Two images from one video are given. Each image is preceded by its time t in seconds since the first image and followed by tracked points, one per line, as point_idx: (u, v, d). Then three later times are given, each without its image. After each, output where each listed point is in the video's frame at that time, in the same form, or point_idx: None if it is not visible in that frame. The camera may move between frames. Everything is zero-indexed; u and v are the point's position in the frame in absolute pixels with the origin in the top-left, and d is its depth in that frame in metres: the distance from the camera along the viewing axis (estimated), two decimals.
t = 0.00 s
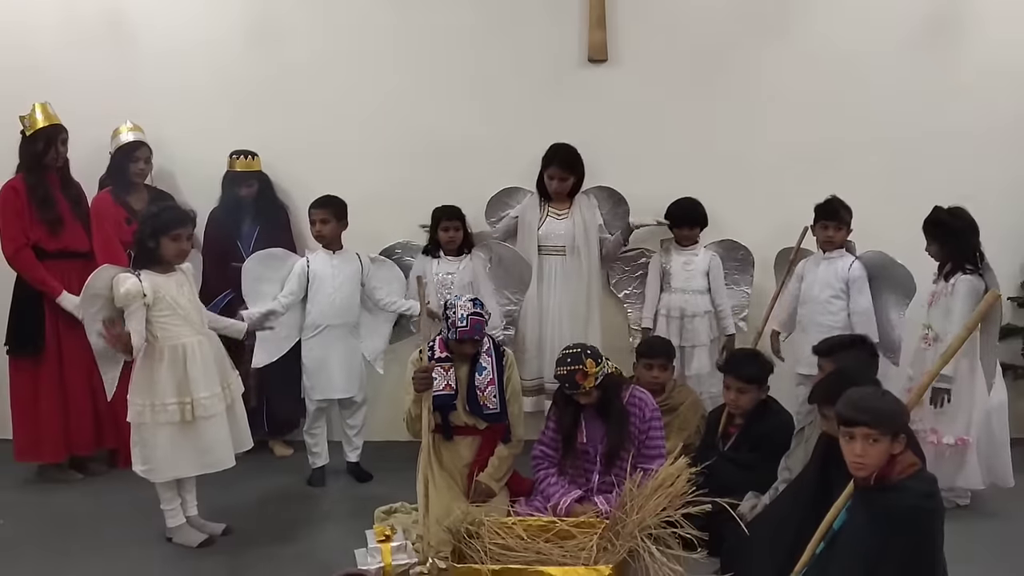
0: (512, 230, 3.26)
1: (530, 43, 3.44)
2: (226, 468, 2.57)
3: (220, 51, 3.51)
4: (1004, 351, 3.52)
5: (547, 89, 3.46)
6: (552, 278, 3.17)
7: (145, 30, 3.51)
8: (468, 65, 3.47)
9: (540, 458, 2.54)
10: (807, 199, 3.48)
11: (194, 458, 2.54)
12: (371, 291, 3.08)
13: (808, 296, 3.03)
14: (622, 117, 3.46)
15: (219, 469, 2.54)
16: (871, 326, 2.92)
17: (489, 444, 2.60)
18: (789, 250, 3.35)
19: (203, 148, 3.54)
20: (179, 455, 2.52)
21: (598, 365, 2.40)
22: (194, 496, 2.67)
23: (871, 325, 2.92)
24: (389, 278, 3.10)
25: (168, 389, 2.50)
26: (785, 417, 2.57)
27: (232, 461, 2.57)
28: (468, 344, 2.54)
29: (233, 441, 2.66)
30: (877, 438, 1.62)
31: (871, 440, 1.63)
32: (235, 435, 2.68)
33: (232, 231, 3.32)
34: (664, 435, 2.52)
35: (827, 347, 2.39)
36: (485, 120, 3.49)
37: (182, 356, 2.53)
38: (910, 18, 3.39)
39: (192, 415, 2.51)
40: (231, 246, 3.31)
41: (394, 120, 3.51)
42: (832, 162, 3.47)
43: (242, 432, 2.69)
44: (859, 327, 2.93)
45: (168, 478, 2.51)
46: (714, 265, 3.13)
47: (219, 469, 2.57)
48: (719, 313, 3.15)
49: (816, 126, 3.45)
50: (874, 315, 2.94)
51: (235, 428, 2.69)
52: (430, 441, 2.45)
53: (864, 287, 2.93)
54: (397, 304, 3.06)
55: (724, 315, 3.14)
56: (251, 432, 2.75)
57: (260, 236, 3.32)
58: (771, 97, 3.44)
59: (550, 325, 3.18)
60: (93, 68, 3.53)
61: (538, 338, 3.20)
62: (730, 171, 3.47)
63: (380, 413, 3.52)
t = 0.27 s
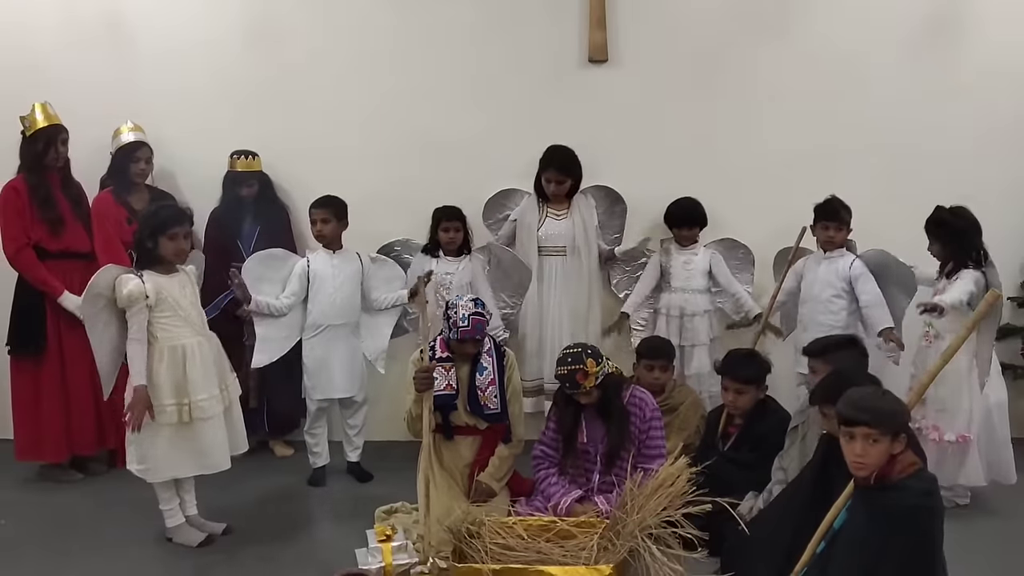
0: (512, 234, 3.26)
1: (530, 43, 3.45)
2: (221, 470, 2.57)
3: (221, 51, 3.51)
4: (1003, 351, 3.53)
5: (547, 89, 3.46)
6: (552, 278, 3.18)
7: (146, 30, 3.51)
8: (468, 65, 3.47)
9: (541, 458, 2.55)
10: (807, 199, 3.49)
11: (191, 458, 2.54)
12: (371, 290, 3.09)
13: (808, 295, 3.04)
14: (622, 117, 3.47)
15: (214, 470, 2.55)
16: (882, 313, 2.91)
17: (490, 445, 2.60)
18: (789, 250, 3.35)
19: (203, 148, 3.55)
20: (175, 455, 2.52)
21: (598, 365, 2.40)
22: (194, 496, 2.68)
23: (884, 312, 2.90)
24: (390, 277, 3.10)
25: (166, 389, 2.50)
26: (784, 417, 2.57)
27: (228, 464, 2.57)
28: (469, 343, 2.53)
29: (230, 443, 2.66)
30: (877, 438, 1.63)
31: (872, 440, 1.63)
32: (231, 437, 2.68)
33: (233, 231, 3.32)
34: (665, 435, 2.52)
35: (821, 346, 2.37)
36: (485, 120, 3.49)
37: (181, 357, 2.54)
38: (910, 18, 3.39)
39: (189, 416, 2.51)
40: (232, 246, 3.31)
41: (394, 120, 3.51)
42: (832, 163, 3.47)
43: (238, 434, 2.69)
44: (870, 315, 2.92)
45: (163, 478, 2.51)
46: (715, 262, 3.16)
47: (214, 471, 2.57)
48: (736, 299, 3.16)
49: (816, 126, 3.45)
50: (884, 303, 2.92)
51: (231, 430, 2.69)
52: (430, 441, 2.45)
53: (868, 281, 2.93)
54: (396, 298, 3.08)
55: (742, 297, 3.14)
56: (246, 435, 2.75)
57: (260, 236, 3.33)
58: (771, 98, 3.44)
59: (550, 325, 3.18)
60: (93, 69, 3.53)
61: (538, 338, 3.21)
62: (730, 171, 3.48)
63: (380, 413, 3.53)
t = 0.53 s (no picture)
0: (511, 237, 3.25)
1: (530, 44, 3.45)
2: (214, 471, 2.57)
3: (221, 51, 3.51)
4: (1003, 351, 3.53)
5: (547, 89, 3.47)
6: (551, 278, 3.18)
7: (146, 31, 3.52)
8: (468, 66, 3.47)
9: (541, 458, 2.55)
10: (807, 199, 3.49)
11: (183, 459, 2.54)
12: (371, 291, 3.09)
13: (807, 296, 3.04)
14: (623, 117, 3.47)
15: (206, 471, 2.55)
16: (866, 326, 2.93)
17: (490, 445, 2.60)
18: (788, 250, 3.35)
19: (204, 149, 3.55)
20: (168, 454, 2.52)
21: (598, 364, 2.40)
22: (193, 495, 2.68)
23: (868, 325, 2.93)
24: (389, 277, 3.11)
25: (160, 388, 2.51)
26: (783, 417, 2.57)
27: (220, 467, 2.58)
28: (470, 343, 2.53)
29: (224, 444, 2.66)
30: (873, 436, 1.64)
31: (869, 438, 1.64)
32: (226, 437, 2.68)
33: (233, 231, 3.32)
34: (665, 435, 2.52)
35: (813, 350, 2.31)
36: (485, 121, 3.49)
37: (178, 357, 2.54)
38: (909, 19, 3.39)
39: (182, 417, 2.51)
40: (232, 246, 3.31)
41: (394, 120, 3.51)
42: (832, 163, 3.47)
43: (234, 435, 2.69)
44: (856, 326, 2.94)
45: (153, 477, 2.51)
46: (715, 261, 3.17)
47: (206, 472, 2.57)
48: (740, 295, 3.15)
49: (816, 127, 3.46)
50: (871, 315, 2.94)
51: (227, 431, 2.69)
52: (430, 441, 2.45)
53: (862, 287, 2.94)
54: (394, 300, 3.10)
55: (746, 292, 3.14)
56: (243, 435, 2.74)
57: (260, 236, 3.33)
58: (770, 98, 3.44)
59: (550, 325, 3.19)
60: (93, 69, 3.53)
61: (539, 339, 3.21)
62: (730, 172, 3.48)
63: (381, 413, 3.53)
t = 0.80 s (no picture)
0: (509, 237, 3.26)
1: (530, 44, 3.45)
2: (217, 471, 2.57)
3: (220, 51, 3.51)
4: (1003, 351, 3.53)
5: (547, 88, 3.47)
6: (551, 277, 3.18)
7: (144, 31, 3.51)
8: (468, 66, 3.47)
9: (542, 457, 2.55)
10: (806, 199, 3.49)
11: (187, 458, 2.53)
12: (370, 290, 3.10)
13: (807, 296, 3.05)
14: (623, 117, 3.47)
15: (209, 471, 2.54)
16: (878, 321, 2.89)
17: (490, 445, 2.59)
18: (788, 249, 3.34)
19: (202, 148, 3.55)
20: (172, 454, 2.52)
21: (600, 363, 2.40)
22: (194, 495, 2.68)
23: (880, 319, 2.89)
24: (388, 276, 3.11)
25: (164, 387, 2.50)
26: (782, 416, 2.57)
27: (224, 465, 2.57)
28: (470, 343, 2.53)
29: (227, 443, 2.65)
30: (873, 433, 1.64)
31: (869, 437, 1.65)
32: (230, 437, 2.68)
33: (233, 231, 3.32)
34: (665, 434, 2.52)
35: (813, 355, 2.27)
36: (485, 120, 3.49)
37: (182, 355, 2.54)
38: (909, 19, 3.39)
39: (187, 415, 2.51)
40: (232, 246, 3.32)
41: (394, 120, 3.51)
42: (832, 162, 3.47)
43: (237, 434, 2.68)
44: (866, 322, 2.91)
45: (156, 477, 2.50)
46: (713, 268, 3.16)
47: (210, 471, 2.57)
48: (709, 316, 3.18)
49: (815, 126, 3.46)
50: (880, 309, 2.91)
51: (230, 430, 2.68)
52: (430, 441, 2.45)
53: (865, 283, 2.92)
54: (392, 304, 3.10)
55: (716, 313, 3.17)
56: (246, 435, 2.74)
57: (260, 236, 3.33)
58: (770, 98, 3.44)
59: (550, 324, 3.19)
60: (92, 69, 3.53)
61: (539, 339, 3.21)
62: (729, 171, 3.48)
63: (380, 413, 3.54)
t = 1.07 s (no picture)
0: (502, 231, 3.27)
1: (527, 41, 3.45)
2: (229, 464, 2.56)
3: (216, 47, 3.50)
4: (997, 348, 3.55)
5: (542, 86, 3.46)
6: (545, 275, 3.18)
7: (137, 27, 3.50)
8: (465, 63, 3.47)
9: (538, 454, 2.55)
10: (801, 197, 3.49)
11: (197, 453, 2.53)
12: (366, 287, 3.11)
13: (802, 293, 3.05)
14: (619, 114, 3.47)
15: (221, 465, 2.54)
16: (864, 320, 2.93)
17: (486, 441, 2.60)
18: (780, 249, 3.31)
19: (197, 145, 3.54)
20: (181, 450, 2.51)
21: (596, 358, 2.41)
22: (191, 492, 2.68)
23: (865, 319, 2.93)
24: (383, 272, 3.12)
25: (171, 383, 2.50)
26: (777, 413, 2.58)
27: (235, 458, 2.57)
28: (467, 340, 2.53)
29: (238, 438, 2.65)
30: (867, 432, 1.65)
31: (862, 435, 1.65)
32: (238, 431, 2.68)
33: (229, 227, 3.33)
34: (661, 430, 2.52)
35: (808, 354, 2.26)
36: (481, 117, 3.49)
37: (186, 351, 2.53)
38: (906, 18, 3.40)
39: (195, 410, 2.51)
40: (227, 243, 3.32)
41: (390, 117, 3.51)
42: (827, 160, 3.48)
43: (246, 429, 2.68)
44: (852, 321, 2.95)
45: (170, 474, 2.50)
46: (709, 260, 3.18)
47: (222, 465, 2.56)
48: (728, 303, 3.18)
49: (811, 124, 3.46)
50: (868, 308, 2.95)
51: (238, 423, 2.69)
52: (426, 438, 2.44)
53: (858, 281, 2.95)
54: (386, 300, 3.09)
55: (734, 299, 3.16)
56: (254, 429, 2.74)
57: (256, 233, 3.33)
58: (767, 96, 3.45)
59: (544, 321, 3.18)
60: (87, 65, 3.52)
61: (534, 337, 3.21)
62: (724, 169, 3.49)
63: (376, 410, 3.54)
